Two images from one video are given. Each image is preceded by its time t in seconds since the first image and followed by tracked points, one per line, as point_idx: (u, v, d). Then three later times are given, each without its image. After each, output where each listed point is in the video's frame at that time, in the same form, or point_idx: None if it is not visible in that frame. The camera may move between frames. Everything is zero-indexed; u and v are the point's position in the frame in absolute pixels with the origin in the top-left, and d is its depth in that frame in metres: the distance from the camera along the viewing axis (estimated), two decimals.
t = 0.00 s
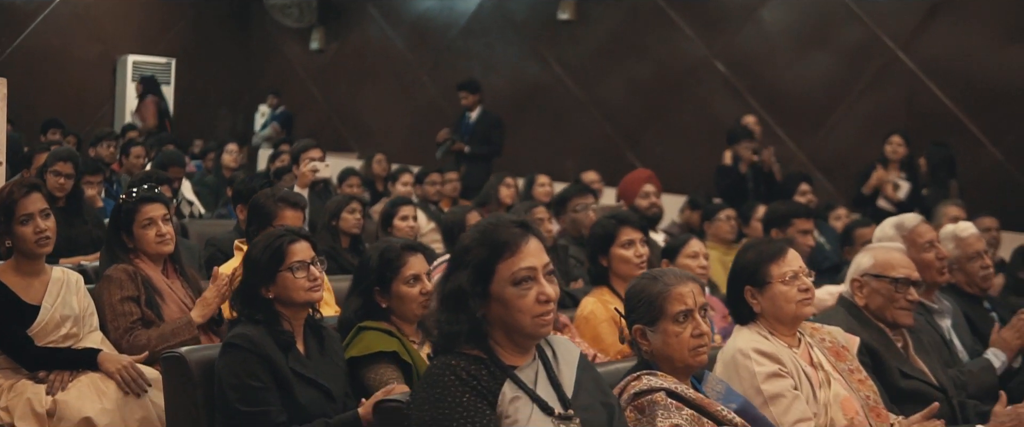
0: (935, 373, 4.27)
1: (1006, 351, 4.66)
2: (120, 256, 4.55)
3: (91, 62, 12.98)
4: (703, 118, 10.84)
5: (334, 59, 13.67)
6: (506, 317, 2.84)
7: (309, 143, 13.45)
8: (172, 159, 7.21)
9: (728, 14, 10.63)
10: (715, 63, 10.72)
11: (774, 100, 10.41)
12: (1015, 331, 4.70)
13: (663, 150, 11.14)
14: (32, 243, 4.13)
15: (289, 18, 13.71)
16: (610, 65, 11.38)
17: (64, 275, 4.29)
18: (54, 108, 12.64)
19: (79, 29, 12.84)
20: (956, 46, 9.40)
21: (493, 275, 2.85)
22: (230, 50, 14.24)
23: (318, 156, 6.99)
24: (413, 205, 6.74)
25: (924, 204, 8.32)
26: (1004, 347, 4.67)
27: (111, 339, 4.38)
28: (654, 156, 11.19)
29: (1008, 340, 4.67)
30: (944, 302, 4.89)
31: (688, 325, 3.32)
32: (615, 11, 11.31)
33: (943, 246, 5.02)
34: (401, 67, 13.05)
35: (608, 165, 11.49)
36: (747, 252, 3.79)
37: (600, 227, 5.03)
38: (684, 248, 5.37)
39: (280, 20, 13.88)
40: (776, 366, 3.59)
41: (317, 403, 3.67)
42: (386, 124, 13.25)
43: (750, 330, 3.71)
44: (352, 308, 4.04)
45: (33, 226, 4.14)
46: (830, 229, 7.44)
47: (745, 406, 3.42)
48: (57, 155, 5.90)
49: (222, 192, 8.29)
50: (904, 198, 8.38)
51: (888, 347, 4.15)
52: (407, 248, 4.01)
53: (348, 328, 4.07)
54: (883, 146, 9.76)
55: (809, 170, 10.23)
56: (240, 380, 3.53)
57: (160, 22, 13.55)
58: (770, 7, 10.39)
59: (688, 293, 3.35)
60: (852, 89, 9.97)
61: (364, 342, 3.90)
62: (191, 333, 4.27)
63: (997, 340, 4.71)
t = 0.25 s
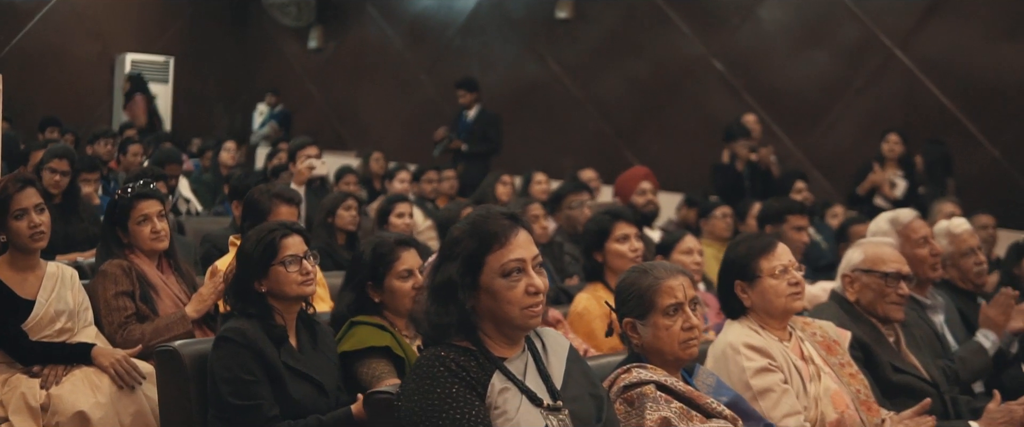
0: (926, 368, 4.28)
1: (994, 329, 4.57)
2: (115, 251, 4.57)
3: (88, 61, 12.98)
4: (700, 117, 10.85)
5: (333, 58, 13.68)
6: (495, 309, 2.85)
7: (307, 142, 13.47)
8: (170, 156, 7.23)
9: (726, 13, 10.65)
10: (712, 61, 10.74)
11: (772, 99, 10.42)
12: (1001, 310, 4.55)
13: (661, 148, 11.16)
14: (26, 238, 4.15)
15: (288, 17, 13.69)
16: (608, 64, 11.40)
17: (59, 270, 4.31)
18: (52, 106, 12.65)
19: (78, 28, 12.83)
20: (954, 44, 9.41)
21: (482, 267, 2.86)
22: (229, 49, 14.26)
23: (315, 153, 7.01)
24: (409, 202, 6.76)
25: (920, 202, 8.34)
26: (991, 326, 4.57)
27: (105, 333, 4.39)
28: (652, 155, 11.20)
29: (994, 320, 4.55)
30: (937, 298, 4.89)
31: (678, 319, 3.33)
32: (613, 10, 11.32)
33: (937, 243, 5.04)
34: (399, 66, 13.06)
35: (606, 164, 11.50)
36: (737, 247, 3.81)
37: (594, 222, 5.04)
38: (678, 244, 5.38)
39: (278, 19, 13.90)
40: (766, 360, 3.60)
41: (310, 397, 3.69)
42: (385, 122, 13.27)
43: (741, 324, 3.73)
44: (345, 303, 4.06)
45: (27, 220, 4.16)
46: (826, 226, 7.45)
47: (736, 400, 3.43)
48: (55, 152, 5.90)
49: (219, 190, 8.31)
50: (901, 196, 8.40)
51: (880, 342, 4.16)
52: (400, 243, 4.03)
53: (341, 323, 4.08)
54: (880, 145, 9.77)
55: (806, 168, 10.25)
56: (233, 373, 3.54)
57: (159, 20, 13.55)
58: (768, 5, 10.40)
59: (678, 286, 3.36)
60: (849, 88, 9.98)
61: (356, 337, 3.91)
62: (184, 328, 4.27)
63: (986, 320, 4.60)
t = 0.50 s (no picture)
0: (918, 362, 4.29)
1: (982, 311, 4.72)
2: (110, 246, 4.58)
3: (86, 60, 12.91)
4: (698, 115, 10.87)
5: (331, 56, 13.71)
6: (485, 301, 2.87)
7: (306, 141, 13.49)
8: (167, 153, 7.24)
9: (723, 12, 10.66)
10: (710, 60, 10.76)
11: (769, 98, 10.44)
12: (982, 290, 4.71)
13: (658, 146, 11.17)
14: (22, 232, 4.16)
15: (287, 15, 13.73)
16: (606, 62, 11.42)
17: (54, 264, 4.31)
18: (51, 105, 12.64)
19: (76, 25, 12.74)
20: (951, 42, 9.42)
21: (472, 258, 2.87)
22: (227, 48, 14.28)
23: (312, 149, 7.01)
24: (406, 199, 6.78)
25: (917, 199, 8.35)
26: (979, 308, 4.72)
27: (100, 328, 4.38)
28: (650, 153, 11.21)
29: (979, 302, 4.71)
30: (931, 294, 4.88)
31: (668, 311, 3.35)
32: (611, 9, 11.34)
33: (930, 239, 5.06)
34: (397, 65, 13.08)
35: (604, 162, 11.51)
36: (727, 242, 3.85)
37: (589, 218, 5.05)
38: (672, 241, 5.38)
39: (277, 18, 13.92)
40: (757, 354, 3.62)
41: (302, 390, 3.70)
42: (384, 121, 13.29)
43: (732, 318, 3.75)
44: (339, 297, 4.07)
45: (23, 214, 4.18)
46: (821, 224, 7.46)
47: (726, 392, 3.45)
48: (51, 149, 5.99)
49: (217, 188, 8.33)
50: (897, 194, 8.40)
51: (872, 337, 4.17)
52: (393, 237, 4.05)
53: (334, 316, 4.09)
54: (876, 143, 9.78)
55: (804, 167, 10.26)
56: (225, 366, 3.56)
57: (157, 19, 13.53)
58: (765, 4, 10.42)
59: (668, 278, 3.38)
60: (846, 87, 10.00)
61: (349, 331, 3.93)
62: (178, 322, 4.27)
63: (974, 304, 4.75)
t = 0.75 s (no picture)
0: (910, 356, 4.31)
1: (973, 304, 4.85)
2: (106, 241, 4.60)
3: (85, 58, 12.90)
4: (696, 114, 10.90)
5: (329, 55, 13.72)
6: (475, 292, 2.88)
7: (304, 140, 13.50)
8: (164, 150, 7.25)
9: (721, 10, 10.68)
10: (707, 58, 10.78)
11: (767, 96, 10.45)
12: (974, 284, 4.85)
13: (656, 145, 11.19)
14: (17, 225, 4.17)
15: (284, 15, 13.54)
16: (604, 61, 11.43)
17: (50, 258, 4.32)
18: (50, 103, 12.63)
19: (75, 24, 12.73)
20: (948, 41, 9.44)
21: (463, 249, 2.88)
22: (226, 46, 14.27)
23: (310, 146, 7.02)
24: (402, 196, 6.79)
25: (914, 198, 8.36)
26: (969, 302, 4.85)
27: (95, 322, 4.42)
28: (647, 152, 11.23)
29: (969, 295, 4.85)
30: (924, 290, 4.86)
31: (658, 304, 3.36)
32: (609, 7, 11.34)
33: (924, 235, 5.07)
34: (396, 64, 13.09)
35: (602, 161, 11.53)
36: (718, 235, 3.86)
37: (584, 213, 5.06)
38: (666, 236, 5.39)
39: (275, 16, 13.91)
40: (747, 347, 3.64)
41: (294, 383, 3.72)
42: (382, 120, 13.31)
43: (723, 312, 3.77)
44: (333, 290, 4.09)
45: (18, 207, 4.18)
46: (817, 221, 7.48)
47: (716, 385, 3.46)
48: (47, 146, 6.02)
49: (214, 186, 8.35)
50: (894, 193, 8.42)
51: (863, 331, 4.18)
52: (386, 231, 4.06)
53: (328, 310, 4.11)
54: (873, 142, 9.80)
55: (801, 166, 10.28)
56: (218, 360, 3.59)
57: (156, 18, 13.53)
58: (763, 3, 10.42)
59: (659, 271, 3.39)
60: (844, 85, 10.02)
61: (343, 324, 3.95)
62: (172, 315, 4.28)
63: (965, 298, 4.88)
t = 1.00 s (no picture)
0: (902, 350, 4.32)
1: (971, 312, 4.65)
2: (101, 236, 4.62)
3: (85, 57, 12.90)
4: (694, 112, 10.91)
5: (327, 53, 13.74)
6: (466, 282, 2.89)
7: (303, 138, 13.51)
8: (161, 146, 7.27)
9: (718, 8, 10.69)
10: (705, 56, 10.79)
11: (764, 94, 10.46)
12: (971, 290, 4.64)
13: (653, 143, 11.21)
14: (13, 219, 4.19)
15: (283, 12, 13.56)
16: (601, 59, 11.45)
17: (46, 252, 4.32)
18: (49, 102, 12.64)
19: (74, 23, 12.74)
20: (945, 39, 9.45)
21: (453, 240, 2.89)
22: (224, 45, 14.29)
23: (306, 143, 7.04)
24: (399, 193, 6.81)
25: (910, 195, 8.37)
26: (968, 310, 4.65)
27: (91, 315, 4.44)
28: (645, 150, 11.24)
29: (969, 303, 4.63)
30: (917, 284, 4.88)
31: (649, 297, 3.38)
32: (607, 6, 11.36)
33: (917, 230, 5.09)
34: (394, 62, 13.11)
35: (600, 159, 11.54)
36: (712, 229, 3.87)
37: (579, 208, 5.08)
38: (661, 232, 5.35)
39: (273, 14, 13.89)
40: (739, 339, 3.65)
41: (288, 374, 3.74)
42: (381, 119, 13.34)
43: (715, 305, 3.78)
44: (326, 284, 4.10)
45: (14, 202, 4.19)
46: (813, 218, 7.50)
47: (707, 377, 3.48)
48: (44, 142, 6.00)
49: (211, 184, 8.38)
50: (891, 190, 8.43)
51: (856, 325, 4.20)
52: (380, 224, 4.08)
53: (322, 304, 4.13)
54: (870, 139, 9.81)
55: (798, 164, 10.29)
56: (211, 352, 3.60)
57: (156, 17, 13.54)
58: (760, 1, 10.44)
59: (650, 264, 3.41)
60: (841, 83, 10.03)
61: (336, 316, 3.97)
62: (167, 306, 4.30)
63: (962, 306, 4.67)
